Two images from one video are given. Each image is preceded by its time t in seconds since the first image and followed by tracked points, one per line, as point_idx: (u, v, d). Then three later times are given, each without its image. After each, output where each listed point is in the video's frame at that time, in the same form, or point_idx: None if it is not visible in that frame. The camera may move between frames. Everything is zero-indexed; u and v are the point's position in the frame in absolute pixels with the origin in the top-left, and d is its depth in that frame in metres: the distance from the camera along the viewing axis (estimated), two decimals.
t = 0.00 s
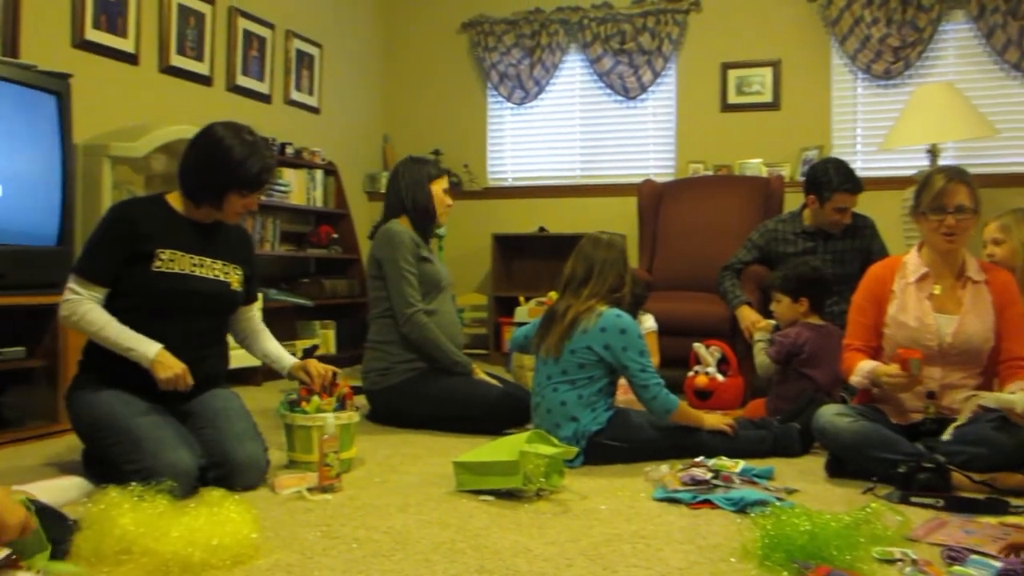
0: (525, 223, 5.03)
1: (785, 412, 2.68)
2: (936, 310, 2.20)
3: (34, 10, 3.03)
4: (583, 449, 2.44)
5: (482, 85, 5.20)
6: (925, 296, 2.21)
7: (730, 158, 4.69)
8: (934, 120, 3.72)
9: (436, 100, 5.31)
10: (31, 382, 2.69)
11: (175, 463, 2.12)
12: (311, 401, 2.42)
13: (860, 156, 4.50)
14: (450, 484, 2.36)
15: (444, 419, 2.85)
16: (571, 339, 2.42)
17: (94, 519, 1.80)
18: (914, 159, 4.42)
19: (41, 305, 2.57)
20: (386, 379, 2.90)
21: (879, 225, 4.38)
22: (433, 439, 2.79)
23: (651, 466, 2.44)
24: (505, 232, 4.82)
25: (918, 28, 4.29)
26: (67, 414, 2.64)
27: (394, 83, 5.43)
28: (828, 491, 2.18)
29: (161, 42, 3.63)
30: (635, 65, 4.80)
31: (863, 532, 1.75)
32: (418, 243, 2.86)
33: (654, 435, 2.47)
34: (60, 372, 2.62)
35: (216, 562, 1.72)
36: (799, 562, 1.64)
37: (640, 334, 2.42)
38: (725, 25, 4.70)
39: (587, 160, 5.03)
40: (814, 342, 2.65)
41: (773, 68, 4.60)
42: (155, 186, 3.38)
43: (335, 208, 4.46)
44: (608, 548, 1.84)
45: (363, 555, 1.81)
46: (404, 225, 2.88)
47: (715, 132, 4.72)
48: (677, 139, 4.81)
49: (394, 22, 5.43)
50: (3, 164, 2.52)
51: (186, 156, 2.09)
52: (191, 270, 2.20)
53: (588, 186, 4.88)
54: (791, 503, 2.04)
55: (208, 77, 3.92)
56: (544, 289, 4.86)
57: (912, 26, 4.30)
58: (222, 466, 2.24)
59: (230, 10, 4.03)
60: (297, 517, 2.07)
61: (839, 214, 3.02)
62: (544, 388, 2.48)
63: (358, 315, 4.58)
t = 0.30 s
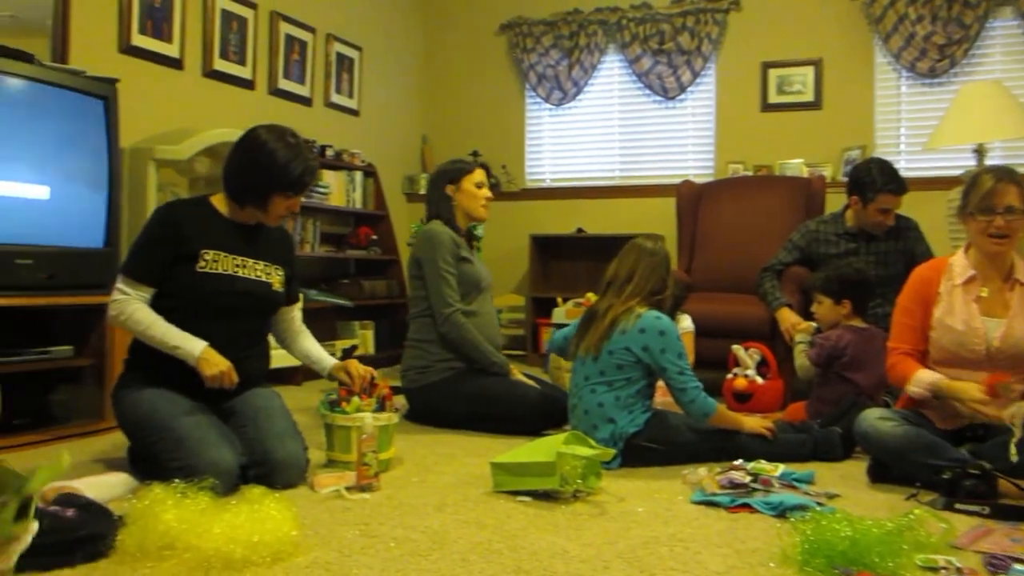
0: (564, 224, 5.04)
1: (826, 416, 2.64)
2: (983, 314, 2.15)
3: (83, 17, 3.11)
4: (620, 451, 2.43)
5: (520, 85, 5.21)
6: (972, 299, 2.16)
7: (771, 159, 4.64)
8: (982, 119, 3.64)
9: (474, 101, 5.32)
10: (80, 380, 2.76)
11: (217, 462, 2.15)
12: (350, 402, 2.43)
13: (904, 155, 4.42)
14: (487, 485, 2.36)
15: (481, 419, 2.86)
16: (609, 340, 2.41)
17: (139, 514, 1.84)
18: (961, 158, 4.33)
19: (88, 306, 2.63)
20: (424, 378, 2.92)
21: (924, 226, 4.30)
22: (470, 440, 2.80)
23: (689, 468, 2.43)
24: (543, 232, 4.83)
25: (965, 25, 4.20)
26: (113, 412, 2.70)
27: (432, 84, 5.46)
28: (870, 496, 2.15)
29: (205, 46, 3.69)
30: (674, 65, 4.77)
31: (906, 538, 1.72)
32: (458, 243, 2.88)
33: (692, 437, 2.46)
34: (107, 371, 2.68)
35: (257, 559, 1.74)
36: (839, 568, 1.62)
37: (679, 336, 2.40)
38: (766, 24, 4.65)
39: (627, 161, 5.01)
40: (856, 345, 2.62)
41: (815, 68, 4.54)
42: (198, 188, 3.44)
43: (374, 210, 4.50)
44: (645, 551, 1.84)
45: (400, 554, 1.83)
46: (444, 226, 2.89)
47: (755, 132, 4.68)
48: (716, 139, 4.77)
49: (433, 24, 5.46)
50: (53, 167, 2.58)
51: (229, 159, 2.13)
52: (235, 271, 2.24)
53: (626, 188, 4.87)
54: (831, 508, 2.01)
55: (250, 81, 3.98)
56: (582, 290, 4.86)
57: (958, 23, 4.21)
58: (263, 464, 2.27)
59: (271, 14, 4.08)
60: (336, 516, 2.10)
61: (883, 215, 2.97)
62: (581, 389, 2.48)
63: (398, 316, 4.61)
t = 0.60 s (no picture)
0: (601, 223, 5.02)
1: (866, 421, 2.60)
2: None
3: (127, 21, 3.16)
4: (657, 453, 2.42)
5: (557, 85, 5.19)
6: None
7: (812, 159, 4.58)
8: None
9: (511, 101, 5.32)
10: (123, 376, 2.81)
11: (255, 458, 2.18)
12: (387, 399, 2.47)
13: (949, 157, 4.33)
14: (522, 486, 2.37)
15: (517, 419, 2.87)
16: (648, 341, 2.41)
17: (180, 510, 1.88)
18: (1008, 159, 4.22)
19: (130, 304, 2.68)
20: (462, 378, 2.93)
21: (970, 229, 4.21)
22: (506, 440, 2.81)
23: (727, 472, 2.41)
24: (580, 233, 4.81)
25: (1013, 23, 4.09)
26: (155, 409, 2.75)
27: (470, 84, 5.47)
28: (912, 504, 2.12)
29: (246, 48, 3.74)
30: (713, 65, 4.72)
31: (949, 548, 1.68)
32: (500, 245, 2.88)
33: (728, 442, 2.44)
34: (149, 368, 2.73)
35: (295, 555, 1.76)
36: None
37: (718, 339, 2.39)
38: (806, 22, 4.58)
39: (665, 161, 4.96)
40: (897, 351, 2.58)
41: (857, 67, 4.46)
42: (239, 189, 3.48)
43: (411, 209, 4.52)
44: (681, 556, 1.83)
45: (437, 553, 1.84)
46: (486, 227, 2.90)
47: (796, 133, 4.61)
48: (756, 140, 4.71)
49: (471, 23, 5.46)
50: (96, 168, 2.62)
51: (268, 159, 2.15)
52: (274, 270, 2.27)
53: (664, 188, 4.84)
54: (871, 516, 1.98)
55: (290, 82, 4.02)
56: (619, 291, 4.83)
57: (1006, 21, 4.10)
58: (300, 461, 2.30)
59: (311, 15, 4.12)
60: (372, 514, 2.11)
61: (924, 219, 2.91)
62: (618, 390, 2.47)
63: (434, 315, 4.63)
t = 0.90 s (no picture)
0: (642, 232, 5.01)
1: (910, 435, 2.55)
2: None
3: (180, 23, 3.23)
4: (694, 463, 2.40)
5: (601, 93, 5.20)
6: None
7: (860, 169, 4.53)
8: None
9: (556, 109, 5.35)
10: (166, 372, 2.86)
11: (294, 458, 2.20)
12: (426, 404, 2.49)
13: (1001, 168, 4.26)
14: (557, 494, 2.35)
15: (554, 427, 2.86)
16: (687, 350, 2.39)
17: (219, 507, 1.90)
18: None
19: (176, 301, 2.73)
20: (497, 385, 2.93)
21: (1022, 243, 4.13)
22: (542, 447, 2.80)
23: (764, 485, 2.38)
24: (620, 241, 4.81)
25: None
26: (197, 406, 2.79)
27: (514, 91, 5.50)
28: (957, 521, 2.07)
29: (296, 52, 3.80)
30: (760, 73, 4.69)
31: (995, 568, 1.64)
32: (535, 253, 2.88)
33: (767, 454, 2.40)
34: (192, 365, 2.77)
35: (330, 556, 1.76)
36: None
37: (759, 351, 2.36)
38: (856, 30, 4.55)
39: (708, 169, 4.93)
40: (942, 364, 2.53)
41: (908, 76, 4.41)
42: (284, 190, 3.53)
43: (453, 215, 4.55)
44: (717, 568, 1.80)
45: (470, 558, 1.83)
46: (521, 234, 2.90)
47: (844, 142, 4.57)
48: (802, 150, 4.67)
49: (516, 32, 5.50)
50: (147, 167, 2.68)
51: (314, 162, 2.18)
52: (315, 272, 2.29)
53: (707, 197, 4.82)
54: (914, 532, 1.94)
55: (337, 85, 4.07)
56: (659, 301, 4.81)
57: None
58: (338, 462, 2.31)
59: (361, 19, 4.18)
60: (407, 517, 2.12)
61: (970, 230, 2.86)
62: (656, 399, 2.46)
63: (473, 321, 4.64)
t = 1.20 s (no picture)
0: (668, 237, 5.00)
1: (940, 443, 2.52)
2: None
3: (209, 31, 3.27)
4: (720, 470, 2.39)
5: (627, 100, 5.20)
6: None
7: (889, 175, 4.49)
8: None
9: (580, 114, 5.36)
10: (194, 377, 2.88)
11: (320, 463, 2.20)
12: (453, 410, 2.48)
13: None
14: (583, 499, 2.35)
15: (580, 432, 2.85)
16: (713, 356, 2.38)
17: (247, 511, 1.91)
18: None
19: (203, 307, 2.75)
20: (521, 392, 2.93)
21: None
22: (567, 453, 2.80)
23: (792, 492, 2.36)
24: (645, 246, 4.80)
25: None
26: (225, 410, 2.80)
27: (539, 97, 5.51)
28: (989, 530, 2.04)
29: (323, 59, 3.83)
30: (787, 79, 4.67)
31: None
32: (551, 259, 2.88)
33: (795, 460, 2.39)
34: (220, 370, 2.79)
35: (356, 560, 1.77)
36: None
37: (785, 356, 2.34)
38: (885, 35, 4.52)
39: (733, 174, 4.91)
40: (973, 370, 2.50)
41: (939, 80, 4.37)
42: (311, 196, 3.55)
43: (478, 220, 4.55)
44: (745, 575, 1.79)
45: (495, 564, 1.83)
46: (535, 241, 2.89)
47: (873, 147, 4.54)
48: (830, 156, 4.65)
49: (541, 38, 5.51)
50: (175, 174, 2.71)
51: (337, 165, 2.19)
52: (338, 275, 2.30)
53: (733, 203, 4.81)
54: (945, 540, 1.92)
55: (364, 92, 4.09)
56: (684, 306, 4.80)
57: None
58: (364, 467, 2.32)
59: (387, 26, 4.20)
60: (433, 522, 2.12)
61: (1000, 236, 2.85)
62: (681, 405, 2.44)
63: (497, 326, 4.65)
